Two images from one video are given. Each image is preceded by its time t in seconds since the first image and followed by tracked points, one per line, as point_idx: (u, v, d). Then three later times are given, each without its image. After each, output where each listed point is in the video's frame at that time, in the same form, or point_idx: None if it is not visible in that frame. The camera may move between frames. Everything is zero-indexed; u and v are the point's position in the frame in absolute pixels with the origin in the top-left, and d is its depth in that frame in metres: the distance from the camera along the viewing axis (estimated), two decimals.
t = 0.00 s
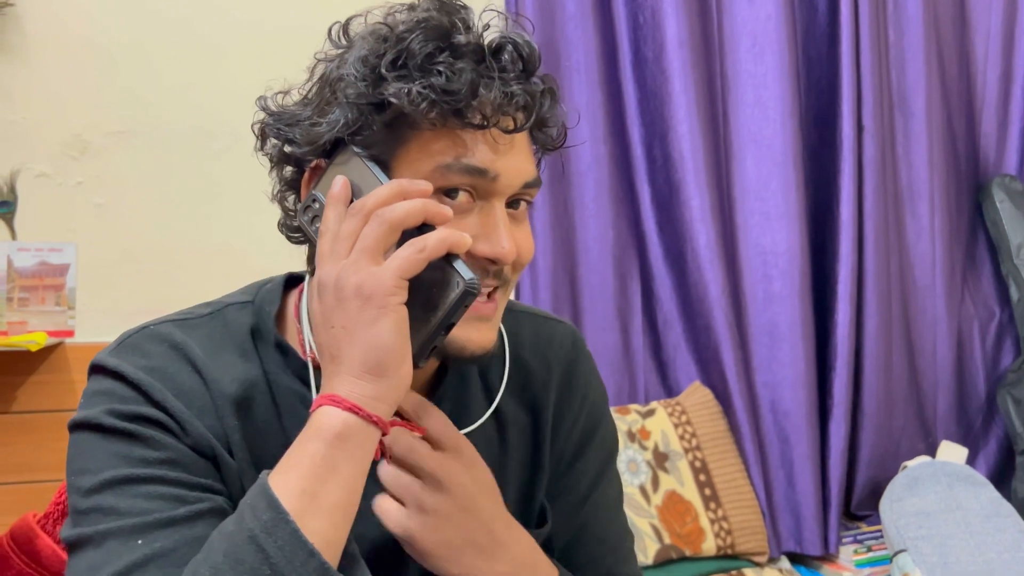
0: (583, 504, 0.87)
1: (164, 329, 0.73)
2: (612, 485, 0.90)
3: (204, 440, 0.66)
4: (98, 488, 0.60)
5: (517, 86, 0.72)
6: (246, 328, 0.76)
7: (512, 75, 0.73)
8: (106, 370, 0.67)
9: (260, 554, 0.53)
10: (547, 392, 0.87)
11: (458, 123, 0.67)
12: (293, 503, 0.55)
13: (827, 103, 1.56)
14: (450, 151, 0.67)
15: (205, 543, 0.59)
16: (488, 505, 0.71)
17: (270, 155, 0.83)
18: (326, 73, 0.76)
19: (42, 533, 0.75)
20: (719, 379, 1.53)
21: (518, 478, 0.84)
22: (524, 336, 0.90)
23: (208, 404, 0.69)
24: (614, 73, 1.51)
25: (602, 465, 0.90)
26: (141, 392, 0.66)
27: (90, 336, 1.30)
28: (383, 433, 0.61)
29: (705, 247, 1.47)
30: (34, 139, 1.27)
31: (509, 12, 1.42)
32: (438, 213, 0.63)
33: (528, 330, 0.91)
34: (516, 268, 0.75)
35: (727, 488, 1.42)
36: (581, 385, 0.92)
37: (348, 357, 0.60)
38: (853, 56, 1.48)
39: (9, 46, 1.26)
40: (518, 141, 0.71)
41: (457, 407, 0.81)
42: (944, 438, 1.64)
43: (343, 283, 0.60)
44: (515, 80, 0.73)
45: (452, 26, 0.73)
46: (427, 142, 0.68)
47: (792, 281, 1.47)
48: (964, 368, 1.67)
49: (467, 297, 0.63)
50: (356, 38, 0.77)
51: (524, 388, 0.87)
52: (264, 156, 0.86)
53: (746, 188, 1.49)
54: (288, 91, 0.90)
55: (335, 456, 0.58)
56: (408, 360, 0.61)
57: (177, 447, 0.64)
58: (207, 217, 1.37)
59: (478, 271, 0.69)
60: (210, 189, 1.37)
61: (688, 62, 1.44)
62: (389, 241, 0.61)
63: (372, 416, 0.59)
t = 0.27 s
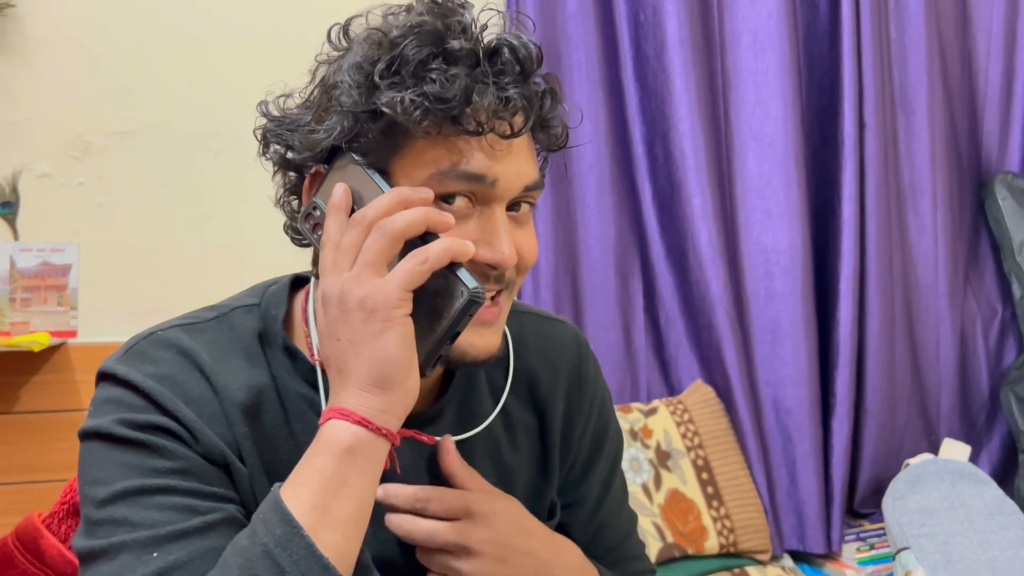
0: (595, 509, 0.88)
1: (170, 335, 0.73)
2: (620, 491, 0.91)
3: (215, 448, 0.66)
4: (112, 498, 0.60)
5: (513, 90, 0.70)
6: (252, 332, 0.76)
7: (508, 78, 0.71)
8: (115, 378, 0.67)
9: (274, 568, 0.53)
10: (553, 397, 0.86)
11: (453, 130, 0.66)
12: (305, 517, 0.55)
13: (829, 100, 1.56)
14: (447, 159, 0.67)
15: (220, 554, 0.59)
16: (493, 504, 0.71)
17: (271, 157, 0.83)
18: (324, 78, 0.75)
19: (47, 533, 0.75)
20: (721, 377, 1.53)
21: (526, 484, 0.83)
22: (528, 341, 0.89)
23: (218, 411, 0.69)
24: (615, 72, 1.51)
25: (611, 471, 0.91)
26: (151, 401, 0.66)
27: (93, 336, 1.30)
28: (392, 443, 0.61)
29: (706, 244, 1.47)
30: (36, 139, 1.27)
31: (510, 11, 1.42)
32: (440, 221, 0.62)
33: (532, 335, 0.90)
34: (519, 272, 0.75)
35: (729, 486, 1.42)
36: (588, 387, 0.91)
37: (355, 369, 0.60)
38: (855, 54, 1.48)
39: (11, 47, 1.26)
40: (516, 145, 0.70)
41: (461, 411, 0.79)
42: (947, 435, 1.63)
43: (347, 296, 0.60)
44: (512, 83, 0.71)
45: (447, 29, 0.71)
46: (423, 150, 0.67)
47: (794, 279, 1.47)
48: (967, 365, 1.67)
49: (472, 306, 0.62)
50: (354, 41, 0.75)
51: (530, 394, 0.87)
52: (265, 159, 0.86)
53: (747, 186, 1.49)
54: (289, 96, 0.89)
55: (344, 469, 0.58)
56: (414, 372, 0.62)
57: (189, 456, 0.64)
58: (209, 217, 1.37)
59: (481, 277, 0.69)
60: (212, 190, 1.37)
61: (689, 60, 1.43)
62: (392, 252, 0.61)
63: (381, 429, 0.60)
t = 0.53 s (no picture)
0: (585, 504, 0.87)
1: (172, 333, 0.73)
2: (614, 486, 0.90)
3: (215, 446, 0.66)
4: (112, 496, 0.60)
5: (513, 94, 0.69)
6: (252, 330, 0.75)
7: (508, 82, 0.70)
8: (116, 376, 0.67)
9: (272, 568, 0.53)
10: (546, 391, 0.86)
11: (452, 134, 0.65)
12: (303, 518, 0.55)
13: (828, 97, 1.55)
14: (446, 162, 0.66)
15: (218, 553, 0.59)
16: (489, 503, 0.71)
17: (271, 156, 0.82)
18: (324, 79, 0.74)
19: (47, 531, 0.75)
20: (721, 374, 1.53)
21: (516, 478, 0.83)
22: (524, 336, 0.89)
23: (218, 409, 0.69)
24: (614, 70, 1.51)
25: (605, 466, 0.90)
26: (152, 399, 0.66)
27: (93, 335, 1.30)
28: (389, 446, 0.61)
29: (706, 242, 1.46)
30: (36, 139, 1.27)
31: (509, 9, 1.42)
32: (439, 224, 0.62)
33: (528, 330, 0.90)
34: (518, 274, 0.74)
35: (730, 484, 1.42)
36: (583, 382, 0.91)
37: (352, 372, 0.60)
38: (854, 51, 1.48)
39: (9, 46, 1.26)
40: (516, 149, 0.69)
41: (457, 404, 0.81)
42: (948, 432, 1.63)
43: (345, 300, 0.60)
44: (511, 86, 0.70)
45: (446, 32, 0.70)
46: (422, 153, 0.66)
47: (794, 276, 1.47)
48: (967, 362, 1.66)
49: (469, 309, 0.62)
50: (354, 40, 0.74)
51: (524, 388, 0.87)
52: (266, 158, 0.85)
53: (747, 184, 1.49)
54: (289, 95, 0.88)
55: (343, 471, 0.58)
56: (412, 375, 0.61)
57: (189, 454, 0.64)
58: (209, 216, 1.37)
59: (480, 279, 0.69)
60: (212, 190, 1.37)
61: (688, 57, 1.43)
62: (391, 255, 0.61)
63: (378, 431, 0.59)
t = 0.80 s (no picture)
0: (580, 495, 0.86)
1: (166, 319, 0.73)
2: (611, 477, 0.90)
3: (207, 433, 0.66)
4: (102, 481, 0.60)
5: (512, 84, 0.69)
6: (248, 318, 0.75)
7: (508, 72, 0.70)
8: (110, 361, 0.67)
9: (258, 556, 0.53)
10: (543, 381, 0.86)
11: (451, 123, 0.65)
12: (290, 505, 0.55)
13: (828, 91, 1.55)
14: (444, 152, 0.65)
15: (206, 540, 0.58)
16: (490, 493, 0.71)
17: (270, 143, 0.82)
18: (324, 66, 0.74)
19: (45, 523, 0.75)
20: (721, 369, 1.53)
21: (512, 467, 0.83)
22: (521, 326, 0.89)
23: (211, 396, 0.69)
24: (614, 64, 1.50)
25: (602, 457, 0.90)
26: (145, 384, 0.65)
27: (91, 330, 1.30)
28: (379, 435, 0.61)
29: (706, 236, 1.46)
30: (33, 133, 1.27)
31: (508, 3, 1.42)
32: (434, 215, 0.62)
33: (526, 320, 0.90)
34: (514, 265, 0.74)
35: (730, 478, 1.42)
36: (580, 372, 0.91)
37: (344, 361, 0.60)
38: (854, 44, 1.47)
39: (7, 40, 1.25)
40: (515, 139, 0.68)
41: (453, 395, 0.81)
42: (948, 426, 1.63)
43: (338, 288, 0.60)
44: (511, 77, 0.70)
45: (447, 21, 0.69)
46: (419, 142, 0.66)
47: (794, 270, 1.46)
48: (967, 356, 1.66)
49: (463, 300, 0.62)
50: (353, 28, 0.74)
51: (521, 379, 0.87)
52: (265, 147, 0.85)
53: (747, 177, 1.49)
54: (288, 80, 0.88)
55: (332, 459, 0.57)
56: (403, 363, 0.61)
57: (181, 440, 0.64)
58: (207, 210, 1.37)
59: (476, 270, 0.68)
60: (210, 184, 1.37)
61: (687, 51, 1.43)
62: (385, 244, 0.61)
63: (369, 420, 0.59)
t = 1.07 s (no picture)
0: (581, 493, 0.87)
1: (159, 321, 0.73)
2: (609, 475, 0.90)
3: (200, 436, 0.66)
4: (95, 487, 0.60)
5: (497, 79, 0.69)
6: (242, 318, 0.75)
7: (493, 68, 0.69)
8: (102, 365, 0.67)
9: (251, 564, 0.53)
10: (544, 378, 0.86)
11: (436, 123, 0.65)
12: (283, 512, 0.55)
13: (828, 89, 1.55)
14: (431, 152, 0.65)
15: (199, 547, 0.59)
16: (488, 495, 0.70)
17: (258, 145, 0.82)
18: (308, 68, 0.74)
19: (42, 522, 0.75)
20: (720, 367, 1.53)
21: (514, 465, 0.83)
22: (520, 323, 0.89)
23: (205, 398, 0.69)
24: (613, 62, 1.50)
25: (601, 455, 0.90)
26: (138, 388, 0.66)
27: (91, 328, 1.30)
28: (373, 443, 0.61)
29: (705, 234, 1.46)
30: (33, 131, 1.27)
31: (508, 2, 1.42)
32: (423, 218, 0.62)
33: (524, 317, 0.90)
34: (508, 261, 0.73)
35: (729, 476, 1.42)
36: (579, 368, 0.91)
37: (336, 368, 0.60)
38: (854, 42, 1.47)
39: (7, 38, 1.25)
40: (503, 135, 0.68)
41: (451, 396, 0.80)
42: (947, 425, 1.63)
43: (327, 295, 0.60)
44: (496, 72, 0.69)
45: (429, 18, 0.69)
46: (406, 144, 0.66)
47: (793, 269, 1.46)
48: (966, 355, 1.66)
49: (454, 305, 0.61)
50: (337, 28, 0.74)
51: (521, 375, 0.86)
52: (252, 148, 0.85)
53: (746, 176, 1.49)
54: (275, 80, 0.88)
55: (323, 467, 0.58)
56: (396, 369, 0.61)
57: (174, 444, 0.64)
58: (206, 209, 1.37)
59: (470, 269, 0.68)
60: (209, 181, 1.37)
61: (687, 49, 1.42)
62: (374, 249, 0.61)
63: (361, 427, 0.59)
